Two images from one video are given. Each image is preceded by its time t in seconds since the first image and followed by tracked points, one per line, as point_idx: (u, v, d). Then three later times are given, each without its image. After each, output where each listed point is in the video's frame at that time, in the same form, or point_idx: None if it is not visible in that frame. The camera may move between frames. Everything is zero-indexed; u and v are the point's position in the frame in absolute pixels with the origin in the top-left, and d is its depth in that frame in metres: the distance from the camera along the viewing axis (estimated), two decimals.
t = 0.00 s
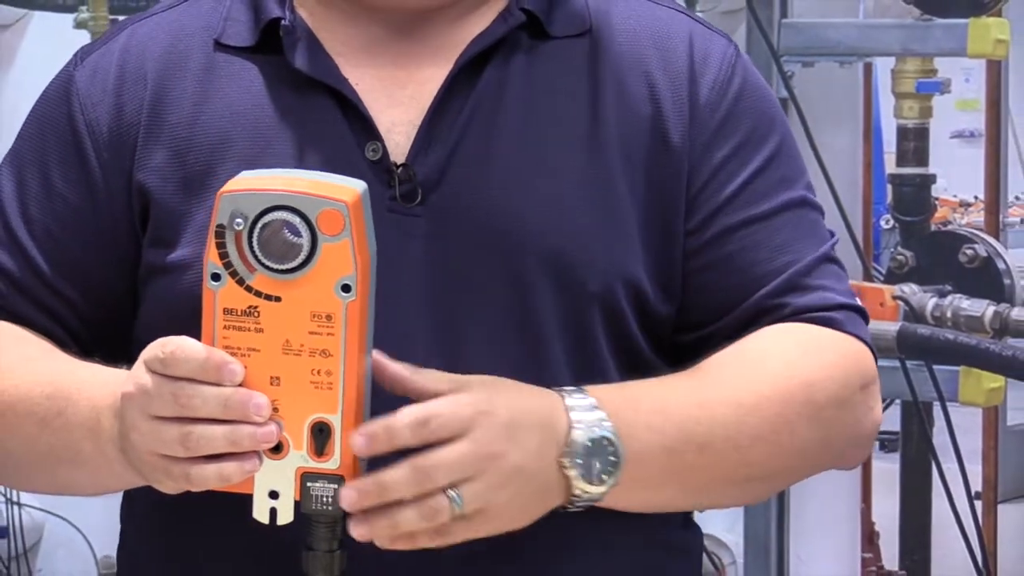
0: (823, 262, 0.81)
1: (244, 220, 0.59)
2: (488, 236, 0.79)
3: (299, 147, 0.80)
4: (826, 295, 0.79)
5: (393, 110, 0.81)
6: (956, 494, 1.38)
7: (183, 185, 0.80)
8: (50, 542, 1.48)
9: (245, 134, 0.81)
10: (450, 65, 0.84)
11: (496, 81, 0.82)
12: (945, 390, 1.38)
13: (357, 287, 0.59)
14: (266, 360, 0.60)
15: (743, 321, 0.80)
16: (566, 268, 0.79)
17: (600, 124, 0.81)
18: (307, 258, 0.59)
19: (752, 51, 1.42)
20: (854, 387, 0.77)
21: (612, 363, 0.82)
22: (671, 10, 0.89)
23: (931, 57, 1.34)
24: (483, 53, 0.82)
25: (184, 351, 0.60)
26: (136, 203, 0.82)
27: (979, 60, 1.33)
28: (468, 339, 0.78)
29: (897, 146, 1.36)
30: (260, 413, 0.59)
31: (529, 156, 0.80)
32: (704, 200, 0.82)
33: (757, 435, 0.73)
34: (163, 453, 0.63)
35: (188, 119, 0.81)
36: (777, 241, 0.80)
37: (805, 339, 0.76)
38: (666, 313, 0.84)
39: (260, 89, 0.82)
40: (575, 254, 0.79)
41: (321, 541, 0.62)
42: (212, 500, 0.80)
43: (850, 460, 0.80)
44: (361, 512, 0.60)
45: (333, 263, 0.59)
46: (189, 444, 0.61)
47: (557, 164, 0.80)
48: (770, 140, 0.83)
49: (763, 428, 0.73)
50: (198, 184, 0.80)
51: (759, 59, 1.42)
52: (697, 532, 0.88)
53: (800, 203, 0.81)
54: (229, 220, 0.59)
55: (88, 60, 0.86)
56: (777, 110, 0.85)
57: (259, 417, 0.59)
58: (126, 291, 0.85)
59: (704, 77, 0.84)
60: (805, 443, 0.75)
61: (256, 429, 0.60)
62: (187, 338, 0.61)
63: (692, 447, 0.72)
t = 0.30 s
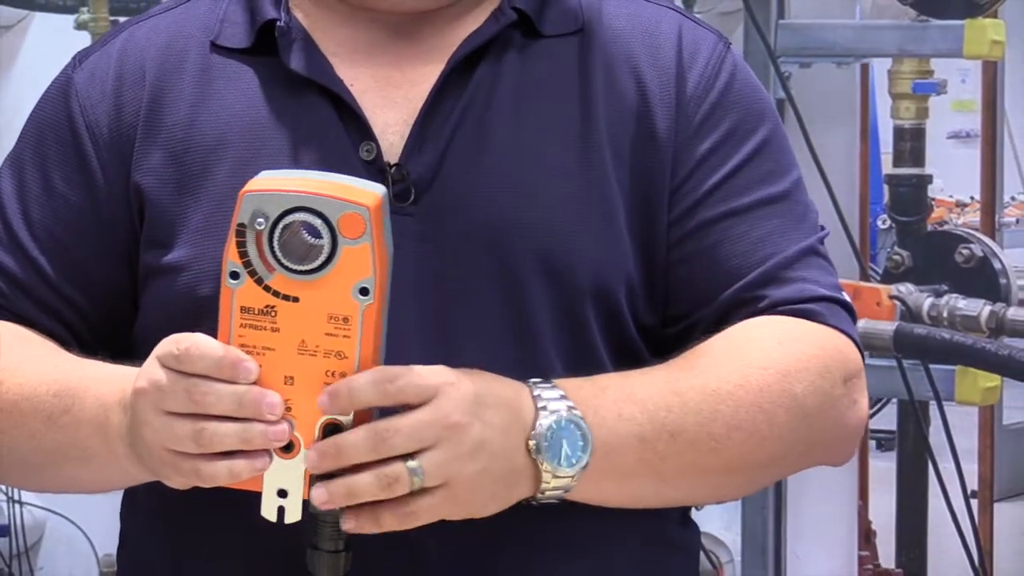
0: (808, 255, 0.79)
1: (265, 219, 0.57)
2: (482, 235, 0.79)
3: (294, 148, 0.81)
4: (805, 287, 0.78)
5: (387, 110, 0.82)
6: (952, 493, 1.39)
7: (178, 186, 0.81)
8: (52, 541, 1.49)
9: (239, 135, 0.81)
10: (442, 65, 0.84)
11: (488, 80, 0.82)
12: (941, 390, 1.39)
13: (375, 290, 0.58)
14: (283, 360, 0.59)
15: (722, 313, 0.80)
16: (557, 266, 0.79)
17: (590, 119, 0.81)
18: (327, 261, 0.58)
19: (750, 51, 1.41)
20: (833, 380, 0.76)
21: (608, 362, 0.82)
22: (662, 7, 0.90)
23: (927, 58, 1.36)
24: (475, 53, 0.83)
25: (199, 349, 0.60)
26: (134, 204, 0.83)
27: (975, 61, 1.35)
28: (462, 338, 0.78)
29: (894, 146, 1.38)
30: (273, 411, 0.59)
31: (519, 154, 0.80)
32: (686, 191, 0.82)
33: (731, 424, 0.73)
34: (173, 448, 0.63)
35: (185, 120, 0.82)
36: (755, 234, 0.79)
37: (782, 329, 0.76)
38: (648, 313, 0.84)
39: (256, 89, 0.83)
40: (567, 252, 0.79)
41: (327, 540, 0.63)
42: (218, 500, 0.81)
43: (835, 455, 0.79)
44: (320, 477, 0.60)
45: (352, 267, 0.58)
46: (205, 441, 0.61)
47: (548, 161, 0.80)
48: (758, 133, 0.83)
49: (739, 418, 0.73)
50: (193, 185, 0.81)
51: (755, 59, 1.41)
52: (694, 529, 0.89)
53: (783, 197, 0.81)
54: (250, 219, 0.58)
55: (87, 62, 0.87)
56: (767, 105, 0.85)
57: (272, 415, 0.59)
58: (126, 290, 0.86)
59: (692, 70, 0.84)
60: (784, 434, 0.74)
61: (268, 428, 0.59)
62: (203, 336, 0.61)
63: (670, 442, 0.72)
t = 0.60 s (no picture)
0: (795, 253, 0.80)
1: (284, 217, 0.58)
2: (478, 235, 0.80)
3: (293, 147, 0.82)
4: (789, 284, 0.78)
5: (385, 112, 0.83)
6: (948, 492, 1.40)
7: (177, 184, 0.82)
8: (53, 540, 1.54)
9: (238, 134, 0.82)
10: (440, 66, 0.85)
11: (485, 82, 0.83)
12: (938, 389, 1.40)
13: (391, 291, 0.59)
14: (297, 356, 0.60)
15: (710, 312, 0.80)
16: (552, 265, 0.80)
17: (585, 119, 0.82)
18: (343, 260, 0.59)
19: (747, 52, 1.42)
20: (821, 379, 0.76)
21: (605, 361, 0.83)
22: (656, 7, 0.90)
23: (924, 60, 1.37)
24: (472, 55, 0.84)
25: (212, 341, 0.61)
26: (134, 202, 0.84)
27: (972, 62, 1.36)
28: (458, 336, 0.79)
29: (891, 147, 1.40)
30: (281, 407, 0.60)
31: (515, 155, 0.81)
32: (676, 189, 0.82)
33: (721, 429, 0.73)
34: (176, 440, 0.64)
35: (185, 119, 0.83)
36: (742, 232, 0.80)
37: (771, 332, 0.76)
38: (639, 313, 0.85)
39: (256, 89, 0.84)
40: (562, 251, 0.80)
41: (327, 536, 0.64)
42: (219, 495, 0.82)
43: (826, 453, 0.79)
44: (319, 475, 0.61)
45: (367, 268, 0.59)
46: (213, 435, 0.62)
47: (543, 162, 0.81)
48: (749, 133, 0.83)
49: (730, 422, 0.74)
50: (191, 183, 0.82)
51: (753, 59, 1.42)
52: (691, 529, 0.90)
53: (774, 195, 0.81)
54: (269, 216, 0.59)
55: (89, 63, 0.88)
56: (760, 105, 0.85)
57: (281, 412, 0.60)
58: (126, 287, 0.87)
59: (684, 70, 0.85)
60: (774, 436, 0.75)
61: (276, 424, 0.60)
62: (218, 329, 0.62)
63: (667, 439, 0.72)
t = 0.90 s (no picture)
0: (783, 255, 0.82)
1: (288, 239, 0.54)
2: (475, 233, 0.82)
3: (295, 145, 0.84)
4: (775, 286, 0.80)
5: (385, 113, 0.85)
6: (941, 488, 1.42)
7: (179, 180, 0.84)
8: (62, 534, 1.62)
9: (240, 132, 0.85)
10: (440, 67, 0.87)
11: (483, 85, 0.85)
12: (930, 387, 1.42)
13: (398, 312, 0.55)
14: (301, 374, 0.56)
15: (699, 311, 0.82)
16: (546, 263, 0.83)
17: (581, 120, 0.85)
18: (348, 282, 0.55)
19: (743, 56, 1.46)
20: (808, 379, 0.78)
21: (599, 357, 0.86)
22: (654, 12, 0.93)
23: (917, 63, 1.39)
24: (471, 58, 0.86)
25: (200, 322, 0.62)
26: (138, 199, 0.86)
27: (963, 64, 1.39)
28: (454, 332, 0.81)
29: (886, 150, 1.47)
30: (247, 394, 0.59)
31: (511, 156, 0.84)
32: (667, 190, 0.85)
33: (714, 429, 0.75)
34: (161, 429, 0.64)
35: (188, 119, 0.86)
36: (731, 234, 0.82)
37: (761, 333, 0.78)
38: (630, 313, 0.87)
39: (260, 89, 0.86)
40: (556, 249, 0.82)
41: (331, 528, 0.66)
42: (224, 493, 0.84)
43: (814, 452, 0.81)
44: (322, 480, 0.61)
45: (375, 289, 0.55)
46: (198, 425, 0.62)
47: (539, 162, 0.83)
48: (740, 136, 0.85)
49: (723, 422, 0.75)
50: (193, 180, 0.84)
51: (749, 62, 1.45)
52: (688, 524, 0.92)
53: (765, 197, 0.84)
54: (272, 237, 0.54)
55: (96, 63, 0.90)
56: (753, 109, 0.88)
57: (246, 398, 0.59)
58: (130, 284, 0.89)
59: (678, 73, 0.87)
60: (764, 435, 0.76)
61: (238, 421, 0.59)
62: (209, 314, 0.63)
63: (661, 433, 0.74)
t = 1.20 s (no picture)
0: (770, 257, 0.85)
1: (295, 268, 0.54)
2: (470, 234, 0.86)
3: (299, 148, 0.88)
4: (763, 287, 0.83)
5: (385, 118, 0.89)
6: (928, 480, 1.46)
7: (185, 183, 0.89)
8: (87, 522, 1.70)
9: (245, 137, 0.89)
10: (438, 74, 0.92)
11: (479, 89, 0.90)
12: (918, 382, 1.47)
13: (403, 334, 0.56)
14: (307, 389, 0.57)
15: (689, 309, 0.86)
16: (537, 263, 0.87)
17: (574, 124, 0.89)
18: (354, 308, 0.54)
19: (737, 60, 1.51)
20: (795, 378, 0.81)
21: (589, 352, 0.90)
22: (649, 20, 0.97)
23: (906, 68, 1.43)
24: (467, 65, 0.90)
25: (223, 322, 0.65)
26: (145, 201, 0.90)
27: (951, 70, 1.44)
28: (448, 329, 0.86)
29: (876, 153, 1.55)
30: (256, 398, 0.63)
31: (506, 159, 0.88)
32: (658, 192, 0.89)
33: (704, 426, 0.78)
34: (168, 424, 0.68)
35: (194, 123, 0.90)
36: (719, 235, 0.85)
37: (750, 334, 0.81)
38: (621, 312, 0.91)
39: (264, 95, 0.91)
40: (546, 249, 0.86)
41: (332, 519, 0.70)
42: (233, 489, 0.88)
43: (801, 448, 0.84)
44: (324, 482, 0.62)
45: (379, 314, 0.55)
46: (207, 430, 0.66)
47: (531, 165, 0.88)
48: (730, 141, 0.89)
49: (713, 420, 0.78)
50: (198, 183, 0.88)
51: (744, 68, 1.49)
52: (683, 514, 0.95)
53: (754, 200, 0.87)
54: (279, 266, 0.54)
55: (109, 70, 0.95)
56: (744, 114, 0.91)
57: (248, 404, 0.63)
58: (138, 285, 0.93)
59: (670, 79, 0.91)
60: (752, 433, 0.79)
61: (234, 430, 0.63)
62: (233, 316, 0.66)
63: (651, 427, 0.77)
